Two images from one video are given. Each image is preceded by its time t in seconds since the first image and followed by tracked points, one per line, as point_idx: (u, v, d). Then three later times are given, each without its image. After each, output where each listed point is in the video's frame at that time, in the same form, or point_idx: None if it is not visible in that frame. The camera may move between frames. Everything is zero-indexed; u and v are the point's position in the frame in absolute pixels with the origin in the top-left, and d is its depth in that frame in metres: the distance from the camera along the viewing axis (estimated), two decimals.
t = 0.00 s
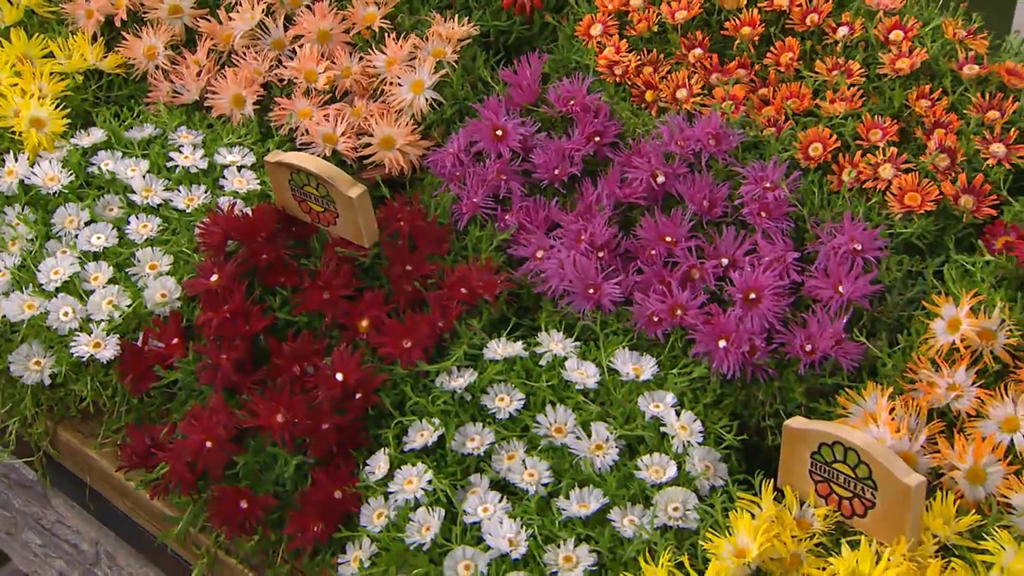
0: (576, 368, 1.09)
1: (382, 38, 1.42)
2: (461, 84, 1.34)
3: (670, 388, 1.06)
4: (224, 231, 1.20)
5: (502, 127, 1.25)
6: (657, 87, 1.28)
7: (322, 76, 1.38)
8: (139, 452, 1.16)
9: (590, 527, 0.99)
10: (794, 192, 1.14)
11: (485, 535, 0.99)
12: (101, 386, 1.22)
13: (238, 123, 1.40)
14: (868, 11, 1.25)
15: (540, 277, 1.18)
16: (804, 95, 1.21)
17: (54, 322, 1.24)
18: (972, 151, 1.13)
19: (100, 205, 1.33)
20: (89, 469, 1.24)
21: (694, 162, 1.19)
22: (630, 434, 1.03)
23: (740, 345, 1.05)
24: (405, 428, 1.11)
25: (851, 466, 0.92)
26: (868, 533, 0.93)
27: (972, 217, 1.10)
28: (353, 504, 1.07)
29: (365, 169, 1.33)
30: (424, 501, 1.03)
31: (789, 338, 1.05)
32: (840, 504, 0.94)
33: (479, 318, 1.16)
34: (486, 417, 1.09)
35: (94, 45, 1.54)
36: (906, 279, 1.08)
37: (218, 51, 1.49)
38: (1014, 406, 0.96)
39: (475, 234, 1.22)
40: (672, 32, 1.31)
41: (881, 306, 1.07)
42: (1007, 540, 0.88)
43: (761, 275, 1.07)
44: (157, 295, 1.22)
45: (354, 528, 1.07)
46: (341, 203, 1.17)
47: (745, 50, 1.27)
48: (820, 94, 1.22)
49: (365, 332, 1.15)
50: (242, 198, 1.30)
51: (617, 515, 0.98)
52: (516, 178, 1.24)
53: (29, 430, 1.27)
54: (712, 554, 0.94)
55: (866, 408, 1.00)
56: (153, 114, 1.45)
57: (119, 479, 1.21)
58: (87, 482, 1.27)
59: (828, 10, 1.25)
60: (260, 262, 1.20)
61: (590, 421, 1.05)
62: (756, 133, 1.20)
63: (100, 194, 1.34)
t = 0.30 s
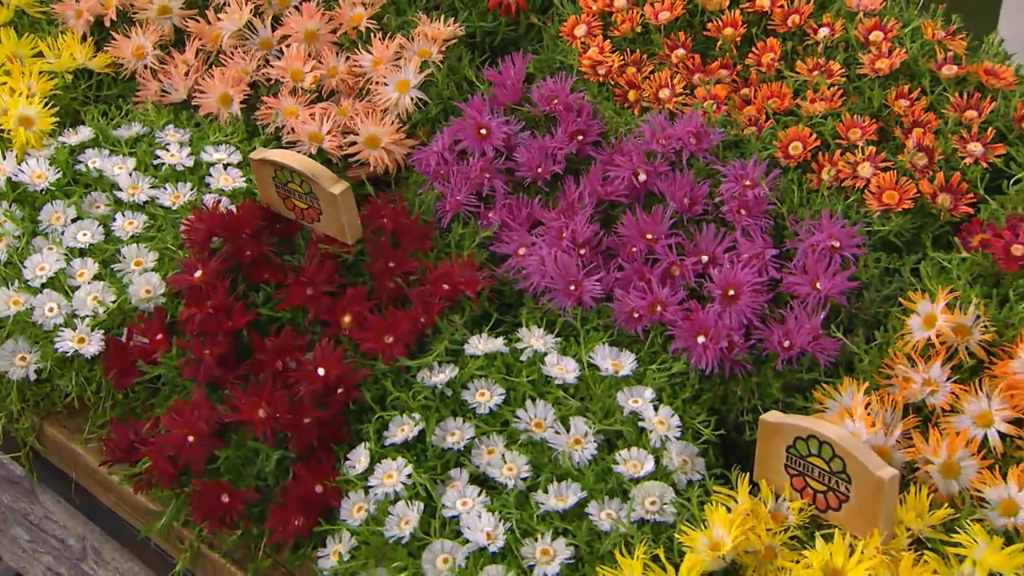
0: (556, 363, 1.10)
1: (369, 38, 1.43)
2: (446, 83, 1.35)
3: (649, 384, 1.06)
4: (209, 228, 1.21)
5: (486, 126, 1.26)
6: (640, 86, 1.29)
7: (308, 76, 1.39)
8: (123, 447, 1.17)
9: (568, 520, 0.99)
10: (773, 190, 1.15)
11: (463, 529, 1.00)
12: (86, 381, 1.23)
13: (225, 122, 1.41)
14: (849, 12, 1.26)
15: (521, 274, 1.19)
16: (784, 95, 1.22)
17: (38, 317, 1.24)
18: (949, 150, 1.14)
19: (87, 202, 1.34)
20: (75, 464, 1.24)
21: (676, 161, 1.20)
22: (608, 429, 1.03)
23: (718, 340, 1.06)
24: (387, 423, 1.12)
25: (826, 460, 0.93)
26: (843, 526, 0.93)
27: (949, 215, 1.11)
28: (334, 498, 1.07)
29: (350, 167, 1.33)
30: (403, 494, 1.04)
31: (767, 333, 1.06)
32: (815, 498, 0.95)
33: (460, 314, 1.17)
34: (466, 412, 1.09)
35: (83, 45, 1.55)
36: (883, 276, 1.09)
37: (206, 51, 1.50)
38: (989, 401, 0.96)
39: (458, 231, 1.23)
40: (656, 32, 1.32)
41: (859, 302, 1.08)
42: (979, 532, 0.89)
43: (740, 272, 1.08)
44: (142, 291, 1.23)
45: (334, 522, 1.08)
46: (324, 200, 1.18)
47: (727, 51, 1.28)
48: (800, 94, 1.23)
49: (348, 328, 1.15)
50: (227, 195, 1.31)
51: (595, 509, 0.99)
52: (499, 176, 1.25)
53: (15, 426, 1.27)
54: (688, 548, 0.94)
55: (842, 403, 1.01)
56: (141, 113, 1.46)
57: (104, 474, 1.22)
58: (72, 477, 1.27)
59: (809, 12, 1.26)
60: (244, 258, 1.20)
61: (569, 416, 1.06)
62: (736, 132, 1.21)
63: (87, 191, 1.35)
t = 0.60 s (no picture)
0: (530, 367, 1.11)
1: (351, 48, 1.44)
2: (427, 93, 1.36)
3: (622, 388, 1.07)
4: (188, 234, 1.22)
5: (465, 135, 1.28)
6: (618, 96, 1.30)
7: (291, 85, 1.40)
8: (101, 452, 1.17)
9: (541, 523, 1.00)
10: (747, 198, 1.17)
11: (437, 531, 1.00)
12: (67, 386, 1.23)
13: (208, 131, 1.42)
14: (823, 24, 1.28)
15: (498, 280, 1.20)
16: (759, 104, 1.23)
17: (20, 322, 1.25)
18: (921, 159, 1.15)
19: (70, 209, 1.35)
20: (57, 469, 1.26)
21: (652, 169, 1.22)
22: (581, 433, 1.04)
23: (691, 345, 1.07)
24: (363, 427, 1.13)
25: (794, 462, 0.93)
26: (811, 528, 0.94)
27: (920, 223, 1.12)
28: (309, 501, 1.08)
29: (332, 175, 1.34)
30: (378, 498, 1.04)
31: (740, 339, 1.07)
32: (784, 500, 0.95)
33: (438, 319, 1.18)
34: (442, 416, 1.10)
35: (70, 55, 1.57)
36: (854, 282, 1.10)
37: (191, 61, 1.52)
38: (957, 406, 0.97)
39: (436, 238, 1.24)
40: (634, 43, 1.34)
41: (830, 308, 1.09)
42: (945, 534, 0.90)
43: (713, 278, 1.09)
44: (122, 297, 1.24)
45: (310, 525, 1.08)
46: (302, 206, 1.19)
47: (704, 61, 1.30)
48: (775, 103, 1.25)
49: (326, 333, 1.16)
50: (209, 203, 1.32)
51: (567, 511, 1.00)
52: (478, 184, 1.26)
53: None
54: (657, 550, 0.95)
55: (812, 407, 1.01)
56: (125, 122, 1.47)
57: (85, 479, 1.23)
58: (54, 482, 1.28)
59: (784, 23, 1.28)
60: (223, 264, 1.22)
61: (543, 420, 1.07)
62: (712, 141, 1.22)
63: (71, 199, 1.36)
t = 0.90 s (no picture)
0: (501, 379, 1.11)
1: (330, 65, 1.46)
2: (404, 109, 1.38)
3: (592, 399, 1.08)
4: (165, 247, 1.23)
5: (441, 150, 1.29)
6: (592, 112, 1.32)
7: (270, 101, 1.42)
8: (76, 463, 1.17)
9: (510, 533, 1.01)
10: (717, 211, 1.18)
11: (406, 541, 1.01)
12: (43, 398, 1.24)
13: (187, 146, 1.44)
14: (794, 41, 1.30)
15: (471, 292, 1.21)
16: (730, 120, 1.25)
17: None
18: (888, 174, 1.16)
19: (50, 224, 1.36)
20: (33, 481, 1.26)
21: (625, 183, 1.23)
22: (550, 443, 1.05)
23: (661, 356, 1.08)
24: (335, 438, 1.13)
25: (759, 471, 0.94)
26: (776, 537, 0.95)
27: (887, 236, 1.14)
28: (281, 512, 1.08)
29: (309, 190, 1.35)
30: (348, 508, 1.05)
31: (709, 350, 1.08)
32: (749, 509, 0.96)
33: (411, 331, 1.19)
34: (413, 427, 1.11)
35: (52, 72, 1.59)
36: (822, 295, 1.11)
37: (172, 77, 1.54)
38: (921, 416, 0.98)
39: (411, 251, 1.25)
40: (608, 60, 1.36)
41: (797, 320, 1.10)
42: (907, 542, 0.90)
43: (682, 290, 1.10)
44: (98, 309, 1.25)
45: (282, 536, 1.09)
46: (277, 219, 1.20)
47: (677, 78, 1.32)
48: (746, 119, 1.26)
49: (300, 345, 1.17)
50: (187, 217, 1.33)
51: (536, 520, 1.00)
52: (453, 199, 1.27)
53: None
54: (623, 559, 0.95)
55: (779, 417, 1.03)
56: (106, 138, 1.49)
57: (61, 491, 1.23)
58: (31, 495, 1.28)
59: (756, 41, 1.29)
60: (199, 277, 1.22)
61: (514, 430, 1.07)
62: (683, 156, 1.24)
63: (50, 213, 1.37)
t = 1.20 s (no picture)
0: (469, 388, 1.12)
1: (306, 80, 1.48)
2: (379, 123, 1.39)
3: (559, 408, 1.09)
4: (138, 258, 1.24)
5: (413, 163, 1.31)
6: (564, 126, 1.34)
7: (246, 116, 1.43)
8: (46, 473, 1.18)
9: (476, 541, 1.01)
10: (685, 223, 1.19)
11: (371, 549, 1.01)
12: (15, 409, 1.24)
13: (164, 160, 1.45)
14: (762, 57, 1.31)
15: (442, 303, 1.21)
16: (699, 134, 1.26)
17: None
18: (853, 186, 1.17)
19: (25, 236, 1.36)
20: (6, 492, 1.26)
21: (595, 196, 1.24)
22: (517, 451, 1.06)
23: (627, 365, 1.08)
24: (305, 447, 1.14)
25: (721, 478, 0.95)
26: (737, 544, 0.95)
27: (852, 248, 1.15)
28: (249, 520, 1.09)
29: (285, 203, 1.36)
30: (315, 516, 1.05)
31: (675, 359, 1.09)
32: (712, 516, 0.97)
33: (381, 341, 1.19)
34: (382, 436, 1.11)
35: (31, 87, 1.60)
36: (787, 305, 1.12)
37: (151, 93, 1.56)
38: (882, 424, 0.99)
39: (383, 262, 1.26)
40: (580, 75, 1.37)
41: (763, 329, 1.10)
42: (866, 548, 0.91)
43: (649, 300, 1.11)
44: (71, 320, 1.25)
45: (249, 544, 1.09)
46: (249, 230, 1.21)
47: (648, 93, 1.34)
48: (715, 133, 1.28)
49: (270, 354, 1.18)
50: (161, 229, 1.34)
51: (501, 528, 1.01)
52: (425, 211, 1.28)
53: None
54: (587, 565, 0.96)
55: (743, 426, 1.03)
56: (83, 152, 1.50)
57: (34, 501, 1.23)
58: (4, 505, 1.28)
59: (725, 56, 1.31)
60: (172, 288, 1.23)
61: (481, 438, 1.08)
62: (652, 168, 1.25)
63: (25, 226, 1.37)
